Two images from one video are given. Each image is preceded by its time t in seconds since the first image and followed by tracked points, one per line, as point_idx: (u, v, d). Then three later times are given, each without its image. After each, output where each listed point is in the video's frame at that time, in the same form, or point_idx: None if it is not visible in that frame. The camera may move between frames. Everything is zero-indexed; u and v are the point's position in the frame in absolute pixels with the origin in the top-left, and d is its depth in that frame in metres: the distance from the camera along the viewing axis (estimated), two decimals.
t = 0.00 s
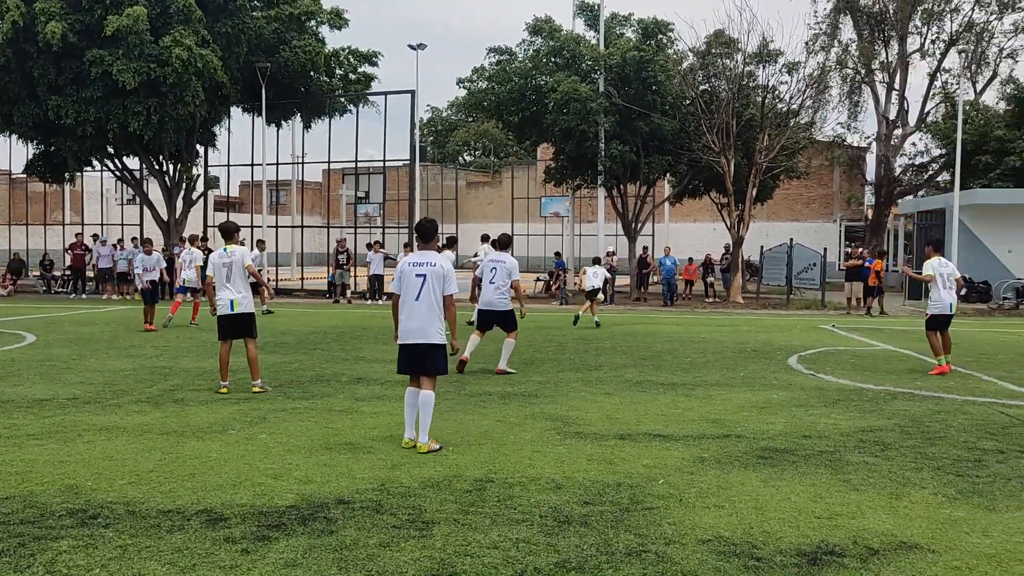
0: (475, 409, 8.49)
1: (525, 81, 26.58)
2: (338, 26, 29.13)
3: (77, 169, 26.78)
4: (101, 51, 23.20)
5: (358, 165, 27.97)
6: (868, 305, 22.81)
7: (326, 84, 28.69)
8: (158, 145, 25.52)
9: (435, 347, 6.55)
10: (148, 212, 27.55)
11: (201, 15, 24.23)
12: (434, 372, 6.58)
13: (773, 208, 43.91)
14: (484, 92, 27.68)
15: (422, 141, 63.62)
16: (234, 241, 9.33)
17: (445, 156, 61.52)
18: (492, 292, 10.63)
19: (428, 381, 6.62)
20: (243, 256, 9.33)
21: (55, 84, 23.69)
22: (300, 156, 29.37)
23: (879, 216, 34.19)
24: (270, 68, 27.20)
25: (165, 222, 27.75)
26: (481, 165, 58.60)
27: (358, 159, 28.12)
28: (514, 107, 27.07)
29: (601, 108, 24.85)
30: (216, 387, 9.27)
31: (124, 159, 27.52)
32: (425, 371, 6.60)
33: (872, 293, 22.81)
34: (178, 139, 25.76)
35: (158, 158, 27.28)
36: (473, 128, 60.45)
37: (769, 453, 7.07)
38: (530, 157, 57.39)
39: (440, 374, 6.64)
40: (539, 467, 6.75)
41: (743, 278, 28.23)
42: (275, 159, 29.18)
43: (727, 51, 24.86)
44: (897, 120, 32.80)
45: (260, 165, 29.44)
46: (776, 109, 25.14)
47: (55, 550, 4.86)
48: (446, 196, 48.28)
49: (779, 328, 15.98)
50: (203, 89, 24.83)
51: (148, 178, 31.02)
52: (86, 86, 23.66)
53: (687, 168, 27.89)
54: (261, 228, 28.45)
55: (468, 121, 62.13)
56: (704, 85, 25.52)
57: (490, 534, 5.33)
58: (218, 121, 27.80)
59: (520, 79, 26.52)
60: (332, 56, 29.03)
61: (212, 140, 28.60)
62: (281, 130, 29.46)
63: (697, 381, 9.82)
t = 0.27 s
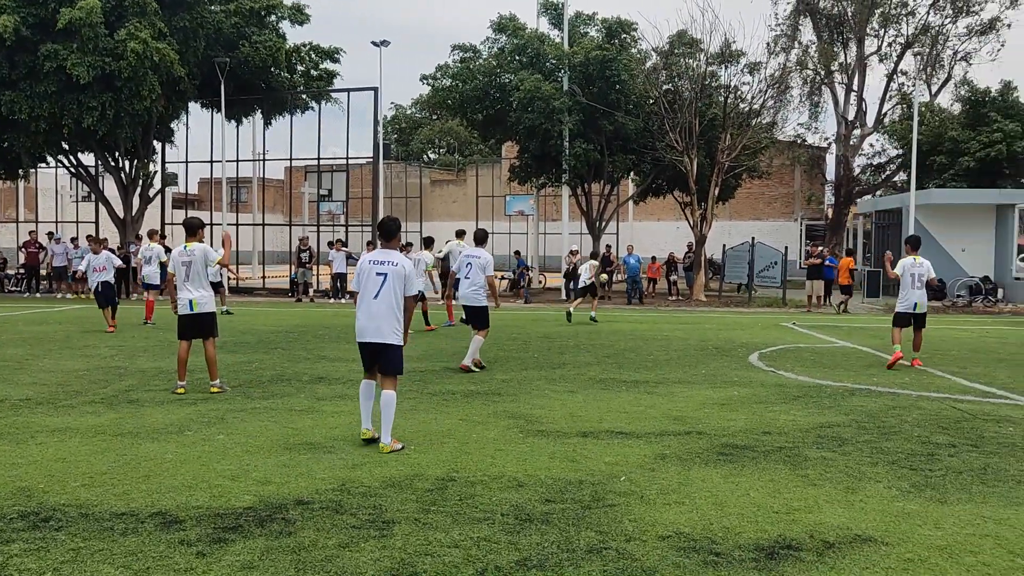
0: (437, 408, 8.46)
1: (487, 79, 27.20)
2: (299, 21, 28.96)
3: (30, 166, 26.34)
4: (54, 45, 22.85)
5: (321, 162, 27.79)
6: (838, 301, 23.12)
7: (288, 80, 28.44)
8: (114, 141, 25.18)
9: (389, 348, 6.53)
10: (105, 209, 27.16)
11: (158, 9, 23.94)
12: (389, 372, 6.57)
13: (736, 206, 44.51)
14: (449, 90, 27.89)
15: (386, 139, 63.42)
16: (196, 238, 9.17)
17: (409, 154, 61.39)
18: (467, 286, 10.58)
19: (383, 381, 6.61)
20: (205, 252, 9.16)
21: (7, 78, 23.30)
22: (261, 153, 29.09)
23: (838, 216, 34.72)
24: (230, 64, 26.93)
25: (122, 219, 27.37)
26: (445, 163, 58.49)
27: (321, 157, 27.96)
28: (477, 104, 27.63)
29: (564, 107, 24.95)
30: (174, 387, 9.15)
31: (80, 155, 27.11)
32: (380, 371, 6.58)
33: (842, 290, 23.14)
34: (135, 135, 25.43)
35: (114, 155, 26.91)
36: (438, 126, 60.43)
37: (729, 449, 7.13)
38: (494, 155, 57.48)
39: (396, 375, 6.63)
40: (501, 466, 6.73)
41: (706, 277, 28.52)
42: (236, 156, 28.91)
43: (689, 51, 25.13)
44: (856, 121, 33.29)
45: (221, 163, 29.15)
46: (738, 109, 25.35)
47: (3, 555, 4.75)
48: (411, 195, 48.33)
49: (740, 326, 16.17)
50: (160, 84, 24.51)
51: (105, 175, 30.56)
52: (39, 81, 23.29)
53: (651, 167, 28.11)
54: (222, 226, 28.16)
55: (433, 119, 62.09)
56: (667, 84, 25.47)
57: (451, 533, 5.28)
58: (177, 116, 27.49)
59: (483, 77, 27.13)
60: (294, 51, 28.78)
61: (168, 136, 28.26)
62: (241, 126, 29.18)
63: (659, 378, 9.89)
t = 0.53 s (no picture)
0: (405, 407, 8.42)
1: (457, 76, 27.06)
2: (265, 17, 28.78)
3: None
4: (13, 38, 22.48)
5: (288, 159, 27.56)
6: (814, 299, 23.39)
7: (253, 76, 28.17)
8: (75, 137, 24.80)
9: (353, 346, 6.50)
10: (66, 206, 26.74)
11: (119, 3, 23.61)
12: (354, 370, 6.54)
13: (704, 205, 44.93)
14: (417, 87, 27.80)
15: (354, 136, 63.14)
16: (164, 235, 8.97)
17: (378, 151, 61.18)
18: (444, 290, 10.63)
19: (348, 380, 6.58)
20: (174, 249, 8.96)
21: None
22: (226, 149, 28.78)
23: (804, 215, 35.16)
24: (193, 59, 26.64)
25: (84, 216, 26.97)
26: (414, 161, 58.34)
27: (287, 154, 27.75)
28: (446, 102, 27.53)
29: (533, 104, 25.05)
30: (137, 387, 9.01)
31: (40, 151, 26.67)
32: (344, 370, 6.53)
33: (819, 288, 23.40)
34: (97, 131, 25.06)
35: (75, 151, 26.51)
36: (406, 124, 60.31)
37: (696, 446, 7.17)
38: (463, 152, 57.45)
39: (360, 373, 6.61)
40: (469, 464, 6.69)
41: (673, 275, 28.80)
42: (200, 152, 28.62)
43: (657, 50, 24.94)
44: (821, 121, 33.69)
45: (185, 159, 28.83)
46: (706, 108, 25.51)
47: None
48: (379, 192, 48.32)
49: (708, 323, 16.31)
50: (122, 78, 24.16)
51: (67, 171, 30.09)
52: None
53: (619, 165, 28.29)
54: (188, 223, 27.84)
55: (401, 116, 61.93)
56: (635, 83, 25.48)
57: (418, 532, 5.21)
58: (139, 112, 27.14)
59: (452, 74, 27.00)
60: (260, 47, 28.53)
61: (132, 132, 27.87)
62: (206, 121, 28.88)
63: (627, 376, 9.93)
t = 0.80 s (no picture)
0: (378, 406, 8.38)
1: (431, 75, 26.99)
2: (237, 13, 28.60)
3: None
4: None
5: (260, 157, 27.35)
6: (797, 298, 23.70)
7: (226, 73, 27.93)
8: (44, 134, 24.46)
9: (317, 340, 6.53)
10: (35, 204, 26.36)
11: None
12: (317, 364, 6.59)
13: (678, 205, 45.20)
14: (391, 85, 27.71)
15: (328, 134, 62.87)
16: (134, 233, 8.86)
17: (351, 149, 60.98)
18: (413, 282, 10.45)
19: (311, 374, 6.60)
20: (145, 246, 8.86)
21: None
22: (198, 147, 28.51)
23: (777, 214, 35.50)
24: (164, 55, 26.38)
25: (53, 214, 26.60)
26: (389, 159, 58.12)
27: (260, 152, 27.54)
28: (420, 100, 27.44)
29: (508, 102, 25.10)
30: (106, 387, 8.90)
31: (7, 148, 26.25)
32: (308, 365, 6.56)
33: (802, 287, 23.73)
34: (66, 127, 24.72)
35: (44, 147, 26.13)
36: (380, 122, 60.17)
37: (669, 444, 7.21)
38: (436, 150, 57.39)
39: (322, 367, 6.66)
40: (443, 463, 6.67)
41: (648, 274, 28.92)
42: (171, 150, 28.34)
43: (631, 49, 25.35)
44: (793, 121, 34.01)
45: (156, 157, 28.54)
46: (680, 108, 25.67)
47: None
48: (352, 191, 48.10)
49: (680, 322, 16.41)
50: (92, 75, 23.87)
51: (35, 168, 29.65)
52: None
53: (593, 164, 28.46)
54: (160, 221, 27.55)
55: (375, 114, 61.79)
56: (610, 82, 25.80)
57: (391, 532, 5.17)
58: (109, 109, 26.83)
59: (426, 73, 26.91)
60: (232, 43, 28.33)
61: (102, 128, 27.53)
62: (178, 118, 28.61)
63: (601, 374, 9.97)
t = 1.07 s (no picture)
0: (358, 406, 8.35)
1: (411, 74, 26.86)
2: (215, 12, 28.46)
3: None
4: None
5: (240, 156, 27.18)
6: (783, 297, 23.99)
7: (204, 72, 27.73)
8: (18, 133, 24.20)
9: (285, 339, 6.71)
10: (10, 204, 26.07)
11: None
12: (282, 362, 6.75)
13: (658, 204, 45.37)
14: (371, 85, 27.55)
15: (308, 134, 62.68)
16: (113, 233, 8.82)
17: (331, 148, 60.81)
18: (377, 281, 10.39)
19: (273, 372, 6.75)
20: (125, 246, 8.83)
21: None
22: (176, 146, 28.32)
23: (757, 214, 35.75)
24: (142, 54, 26.19)
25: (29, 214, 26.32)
26: (369, 159, 58.01)
27: (239, 151, 27.39)
28: (400, 100, 27.30)
29: (489, 102, 25.10)
30: (83, 388, 8.82)
31: None
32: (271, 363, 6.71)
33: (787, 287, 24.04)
34: (41, 126, 24.48)
35: (19, 147, 25.85)
36: (360, 122, 60.05)
37: (650, 443, 7.24)
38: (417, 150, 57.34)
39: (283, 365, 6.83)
40: (424, 463, 6.66)
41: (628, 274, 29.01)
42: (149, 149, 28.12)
43: (612, 49, 25.23)
44: (773, 121, 34.25)
45: (134, 156, 28.32)
46: (660, 108, 25.78)
47: None
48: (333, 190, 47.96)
49: (660, 321, 16.50)
50: (68, 73, 23.63)
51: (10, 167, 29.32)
52: None
53: (574, 164, 28.54)
54: (138, 221, 27.33)
55: (355, 114, 61.66)
56: (590, 82, 25.80)
57: (370, 532, 5.16)
58: (86, 108, 26.60)
59: (406, 72, 26.79)
60: (210, 42, 28.19)
61: (79, 127, 27.28)
62: (156, 117, 28.37)
63: (581, 373, 10.00)
